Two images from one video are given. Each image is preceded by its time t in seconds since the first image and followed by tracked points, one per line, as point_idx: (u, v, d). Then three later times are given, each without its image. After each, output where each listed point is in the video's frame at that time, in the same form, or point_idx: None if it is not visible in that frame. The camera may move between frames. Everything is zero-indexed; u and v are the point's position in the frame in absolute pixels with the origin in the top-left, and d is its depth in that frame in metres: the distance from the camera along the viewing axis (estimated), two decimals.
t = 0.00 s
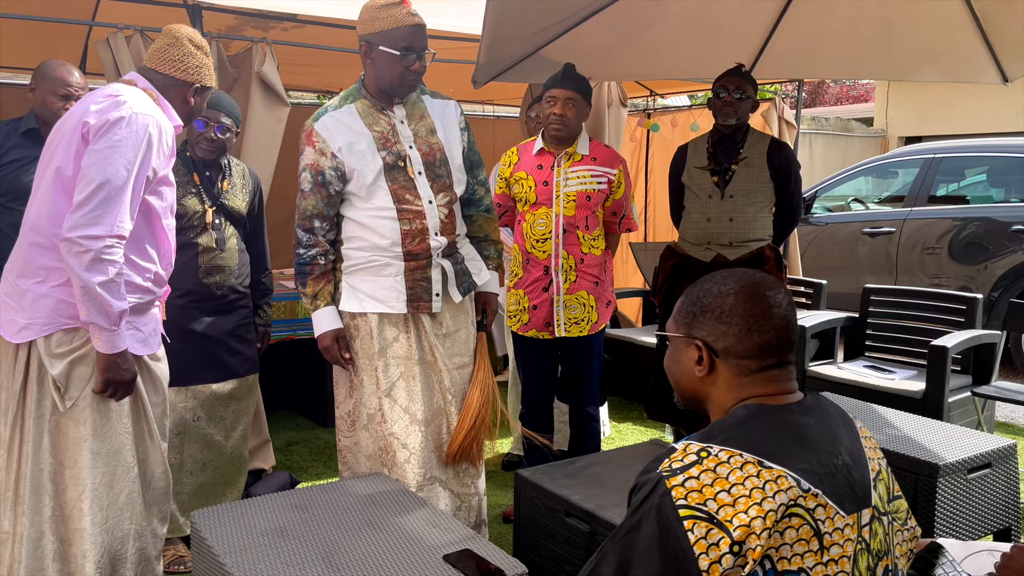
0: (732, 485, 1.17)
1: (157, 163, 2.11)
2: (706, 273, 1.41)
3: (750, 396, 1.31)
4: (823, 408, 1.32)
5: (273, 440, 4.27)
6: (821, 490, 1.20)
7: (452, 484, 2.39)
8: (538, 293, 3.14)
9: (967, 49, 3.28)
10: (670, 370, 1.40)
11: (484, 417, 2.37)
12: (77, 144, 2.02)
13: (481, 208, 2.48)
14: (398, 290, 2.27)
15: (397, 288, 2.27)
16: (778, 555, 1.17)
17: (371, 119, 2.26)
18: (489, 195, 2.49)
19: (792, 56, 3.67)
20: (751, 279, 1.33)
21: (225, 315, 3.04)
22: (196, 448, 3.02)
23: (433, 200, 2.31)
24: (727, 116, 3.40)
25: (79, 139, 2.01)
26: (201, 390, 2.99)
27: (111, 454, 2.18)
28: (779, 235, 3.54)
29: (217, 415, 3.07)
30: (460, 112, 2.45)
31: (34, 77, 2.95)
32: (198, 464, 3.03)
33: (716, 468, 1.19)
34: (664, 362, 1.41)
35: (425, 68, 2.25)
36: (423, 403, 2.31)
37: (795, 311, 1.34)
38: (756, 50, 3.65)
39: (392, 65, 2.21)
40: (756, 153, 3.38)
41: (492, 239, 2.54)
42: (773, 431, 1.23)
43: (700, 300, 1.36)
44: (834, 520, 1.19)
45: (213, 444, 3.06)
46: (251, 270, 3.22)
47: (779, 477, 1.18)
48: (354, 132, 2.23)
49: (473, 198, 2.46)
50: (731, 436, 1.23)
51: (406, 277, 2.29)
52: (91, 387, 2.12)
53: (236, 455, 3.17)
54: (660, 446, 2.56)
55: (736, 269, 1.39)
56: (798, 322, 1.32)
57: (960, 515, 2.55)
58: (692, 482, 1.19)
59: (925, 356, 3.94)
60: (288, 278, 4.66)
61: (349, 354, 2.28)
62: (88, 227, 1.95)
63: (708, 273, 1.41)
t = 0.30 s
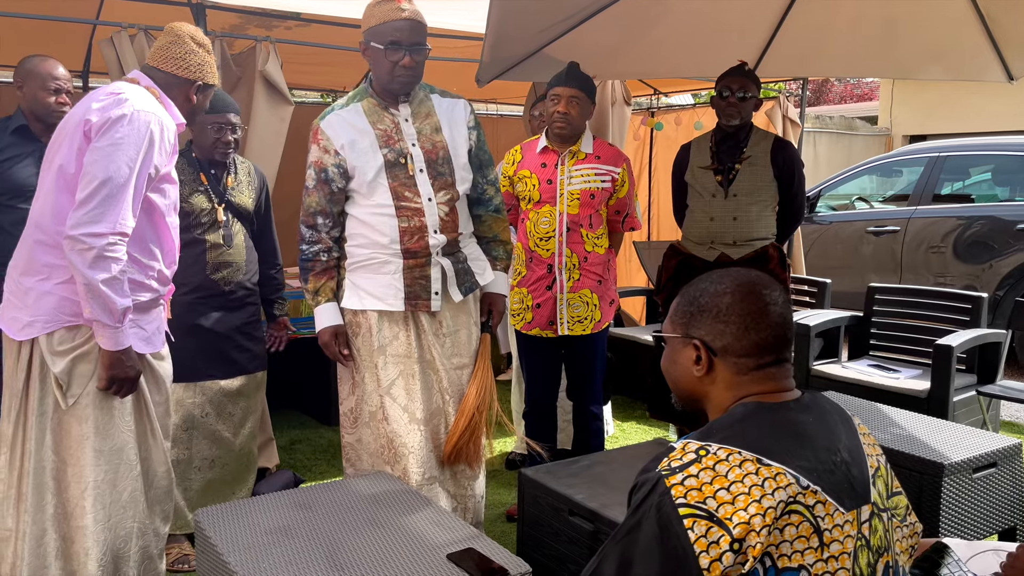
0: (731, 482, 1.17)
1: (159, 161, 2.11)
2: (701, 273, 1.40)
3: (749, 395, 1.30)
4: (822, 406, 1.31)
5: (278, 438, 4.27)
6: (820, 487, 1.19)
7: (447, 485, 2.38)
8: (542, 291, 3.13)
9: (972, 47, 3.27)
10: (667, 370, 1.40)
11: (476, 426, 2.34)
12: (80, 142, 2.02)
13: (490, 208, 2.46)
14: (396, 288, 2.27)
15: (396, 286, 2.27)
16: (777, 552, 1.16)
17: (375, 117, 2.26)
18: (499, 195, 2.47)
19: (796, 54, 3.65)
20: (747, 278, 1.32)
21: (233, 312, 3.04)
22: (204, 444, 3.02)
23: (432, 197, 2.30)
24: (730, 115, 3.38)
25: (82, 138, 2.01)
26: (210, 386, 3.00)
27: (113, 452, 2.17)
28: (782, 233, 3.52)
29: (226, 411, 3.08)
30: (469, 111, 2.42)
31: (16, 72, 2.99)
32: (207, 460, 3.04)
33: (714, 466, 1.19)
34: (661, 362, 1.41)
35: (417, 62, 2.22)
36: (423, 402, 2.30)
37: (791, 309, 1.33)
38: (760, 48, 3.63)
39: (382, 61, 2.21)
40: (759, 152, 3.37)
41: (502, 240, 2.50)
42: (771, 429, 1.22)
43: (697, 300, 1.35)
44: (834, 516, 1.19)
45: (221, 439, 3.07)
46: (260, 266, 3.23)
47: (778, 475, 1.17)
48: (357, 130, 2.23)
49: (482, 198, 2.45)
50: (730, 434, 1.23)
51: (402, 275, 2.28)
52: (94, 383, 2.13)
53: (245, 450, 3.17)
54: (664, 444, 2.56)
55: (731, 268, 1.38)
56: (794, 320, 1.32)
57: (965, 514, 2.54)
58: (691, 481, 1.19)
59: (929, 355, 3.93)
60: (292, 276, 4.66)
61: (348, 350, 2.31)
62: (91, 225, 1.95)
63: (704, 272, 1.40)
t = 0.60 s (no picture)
0: (734, 481, 1.17)
1: (134, 142, 2.06)
2: (702, 272, 1.40)
3: (752, 393, 1.30)
4: (825, 404, 1.30)
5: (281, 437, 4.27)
6: (823, 486, 1.18)
7: (447, 483, 2.38)
8: (544, 290, 3.13)
9: (978, 45, 3.25)
10: (669, 370, 1.39)
11: (474, 425, 2.32)
12: (56, 130, 2.03)
13: (500, 208, 2.45)
14: (399, 286, 2.27)
15: (399, 284, 2.27)
16: (781, 551, 1.15)
17: (383, 114, 2.26)
18: (508, 194, 2.46)
19: (801, 52, 3.64)
20: (749, 276, 1.32)
21: (237, 308, 3.05)
22: (207, 438, 3.02)
23: (436, 195, 2.29)
24: (734, 114, 3.37)
25: (57, 125, 2.02)
26: (213, 381, 3.00)
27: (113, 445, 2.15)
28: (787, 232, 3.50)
29: (229, 406, 3.07)
30: (480, 110, 2.40)
31: (10, 73, 3.05)
32: (210, 455, 3.04)
33: (717, 466, 1.19)
34: (662, 362, 1.40)
35: (419, 59, 2.22)
36: (425, 401, 2.30)
37: (793, 307, 1.33)
38: (765, 46, 3.62)
39: (385, 58, 2.22)
40: (763, 151, 3.36)
41: (510, 240, 2.49)
42: (774, 428, 1.22)
43: (698, 299, 1.34)
44: (837, 515, 1.18)
45: (224, 434, 3.07)
46: (264, 262, 3.21)
47: (781, 473, 1.16)
48: (364, 127, 2.23)
49: (490, 197, 2.43)
50: (732, 433, 1.22)
51: (406, 273, 2.28)
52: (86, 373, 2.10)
53: (248, 446, 3.17)
54: (667, 443, 2.55)
55: (732, 267, 1.38)
56: (797, 319, 1.32)
57: (970, 514, 2.53)
58: (693, 480, 1.18)
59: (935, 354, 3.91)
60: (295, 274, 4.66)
61: (351, 347, 2.31)
62: (61, 209, 1.93)
63: (705, 271, 1.39)
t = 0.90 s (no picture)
0: (741, 484, 1.16)
1: (70, 131, 1.92)
2: (710, 272, 1.39)
3: (760, 395, 1.29)
4: (833, 406, 1.30)
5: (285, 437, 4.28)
6: (832, 489, 1.18)
7: (453, 483, 2.38)
8: (550, 290, 3.12)
9: (985, 45, 3.24)
10: (676, 370, 1.38)
11: (479, 426, 2.30)
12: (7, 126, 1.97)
13: (510, 208, 2.43)
14: (406, 286, 2.27)
15: (406, 284, 2.27)
16: (788, 554, 1.15)
17: (396, 113, 2.26)
18: (520, 194, 2.44)
19: (807, 51, 3.63)
20: (758, 277, 1.31)
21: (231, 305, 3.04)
22: (201, 435, 3.06)
23: (445, 196, 2.28)
24: (737, 114, 3.37)
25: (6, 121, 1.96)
26: (209, 379, 3.03)
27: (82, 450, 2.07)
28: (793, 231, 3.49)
29: (223, 404, 3.10)
30: (493, 110, 2.39)
31: (10, 73, 3.04)
32: (205, 451, 3.08)
33: (724, 468, 1.18)
34: (669, 363, 1.39)
35: (429, 58, 2.21)
36: (431, 401, 2.30)
37: (801, 308, 1.32)
38: (771, 46, 3.61)
39: (395, 58, 2.22)
40: (768, 151, 3.35)
41: (521, 241, 2.46)
42: (782, 430, 1.21)
43: (707, 299, 1.34)
44: (845, 519, 1.18)
45: (218, 431, 3.10)
46: (261, 264, 3.22)
47: (789, 476, 1.16)
48: (376, 125, 2.24)
49: (502, 198, 2.42)
50: (740, 435, 1.22)
51: (413, 273, 2.27)
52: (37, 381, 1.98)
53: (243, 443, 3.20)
54: (672, 444, 2.55)
55: (740, 267, 1.37)
56: (805, 320, 1.31)
57: (977, 516, 2.52)
58: (701, 482, 1.18)
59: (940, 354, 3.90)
60: (299, 274, 4.65)
61: (359, 344, 2.32)
62: None
63: (713, 271, 1.39)
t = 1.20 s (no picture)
0: (751, 488, 1.15)
1: (14, 130, 1.86)
2: (723, 273, 1.39)
3: (773, 398, 1.29)
4: (845, 410, 1.30)
5: (290, 437, 4.29)
6: (843, 493, 1.17)
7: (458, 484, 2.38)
8: (557, 291, 3.10)
9: (991, 45, 3.23)
10: (688, 371, 1.38)
11: (480, 429, 2.29)
12: None
13: (524, 212, 2.40)
14: (412, 286, 2.26)
15: (412, 284, 2.27)
16: (798, 558, 1.14)
17: (410, 113, 2.27)
18: (534, 199, 2.41)
19: (812, 51, 3.62)
20: (772, 279, 1.31)
21: (225, 307, 3.06)
22: (200, 436, 3.11)
23: (453, 197, 2.28)
24: (742, 116, 3.35)
25: None
26: (204, 382, 3.07)
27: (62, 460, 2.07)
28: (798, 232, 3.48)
29: (222, 406, 3.16)
30: (510, 112, 2.36)
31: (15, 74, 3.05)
32: (204, 450, 3.14)
33: (734, 471, 1.18)
34: (681, 363, 1.39)
35: (428, 61, 2.20)
36: (435, 402, 2.31)
37: (815, 312, 1.32)
38: (776, 46, 3.61)
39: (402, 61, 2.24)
40: (773, 152, 3.35)
41: (534, 246, 2.43)
42: (793, 433, 1.21)
43: (720, 300, 1.33)
44: (856, 523, 1.17)
45: (217, 432, 3.16)
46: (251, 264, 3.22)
47: (799, 481, 1.15)
48: (391, 124, 2.25)
49: (516, 201, 2.39)
50: (750, 438, 1.22)
51: (420, 275, 2.27)
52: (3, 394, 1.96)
53: (245, 442, 3.26)
54: (677, 445, 2.54)
55: (754, 268, 1.37)
56: (819, 323, 1.31)
57: (983, 517, 2.51)
58: (710, 485, 1.17)
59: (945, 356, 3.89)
60: (303, 275, 4.66)
61: (366, 339, 2.33)
62: None
63: (726, 272, 1.38)
